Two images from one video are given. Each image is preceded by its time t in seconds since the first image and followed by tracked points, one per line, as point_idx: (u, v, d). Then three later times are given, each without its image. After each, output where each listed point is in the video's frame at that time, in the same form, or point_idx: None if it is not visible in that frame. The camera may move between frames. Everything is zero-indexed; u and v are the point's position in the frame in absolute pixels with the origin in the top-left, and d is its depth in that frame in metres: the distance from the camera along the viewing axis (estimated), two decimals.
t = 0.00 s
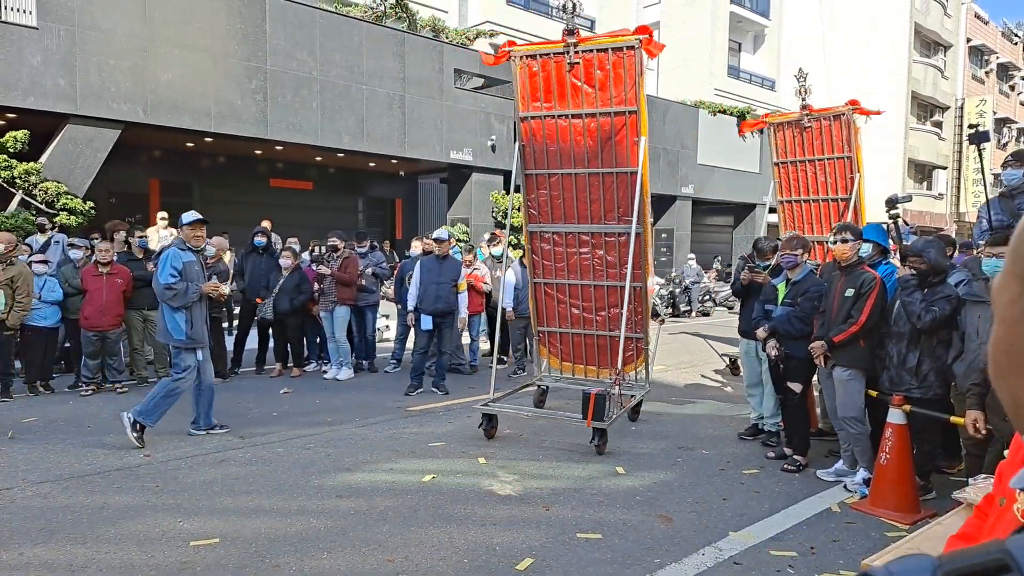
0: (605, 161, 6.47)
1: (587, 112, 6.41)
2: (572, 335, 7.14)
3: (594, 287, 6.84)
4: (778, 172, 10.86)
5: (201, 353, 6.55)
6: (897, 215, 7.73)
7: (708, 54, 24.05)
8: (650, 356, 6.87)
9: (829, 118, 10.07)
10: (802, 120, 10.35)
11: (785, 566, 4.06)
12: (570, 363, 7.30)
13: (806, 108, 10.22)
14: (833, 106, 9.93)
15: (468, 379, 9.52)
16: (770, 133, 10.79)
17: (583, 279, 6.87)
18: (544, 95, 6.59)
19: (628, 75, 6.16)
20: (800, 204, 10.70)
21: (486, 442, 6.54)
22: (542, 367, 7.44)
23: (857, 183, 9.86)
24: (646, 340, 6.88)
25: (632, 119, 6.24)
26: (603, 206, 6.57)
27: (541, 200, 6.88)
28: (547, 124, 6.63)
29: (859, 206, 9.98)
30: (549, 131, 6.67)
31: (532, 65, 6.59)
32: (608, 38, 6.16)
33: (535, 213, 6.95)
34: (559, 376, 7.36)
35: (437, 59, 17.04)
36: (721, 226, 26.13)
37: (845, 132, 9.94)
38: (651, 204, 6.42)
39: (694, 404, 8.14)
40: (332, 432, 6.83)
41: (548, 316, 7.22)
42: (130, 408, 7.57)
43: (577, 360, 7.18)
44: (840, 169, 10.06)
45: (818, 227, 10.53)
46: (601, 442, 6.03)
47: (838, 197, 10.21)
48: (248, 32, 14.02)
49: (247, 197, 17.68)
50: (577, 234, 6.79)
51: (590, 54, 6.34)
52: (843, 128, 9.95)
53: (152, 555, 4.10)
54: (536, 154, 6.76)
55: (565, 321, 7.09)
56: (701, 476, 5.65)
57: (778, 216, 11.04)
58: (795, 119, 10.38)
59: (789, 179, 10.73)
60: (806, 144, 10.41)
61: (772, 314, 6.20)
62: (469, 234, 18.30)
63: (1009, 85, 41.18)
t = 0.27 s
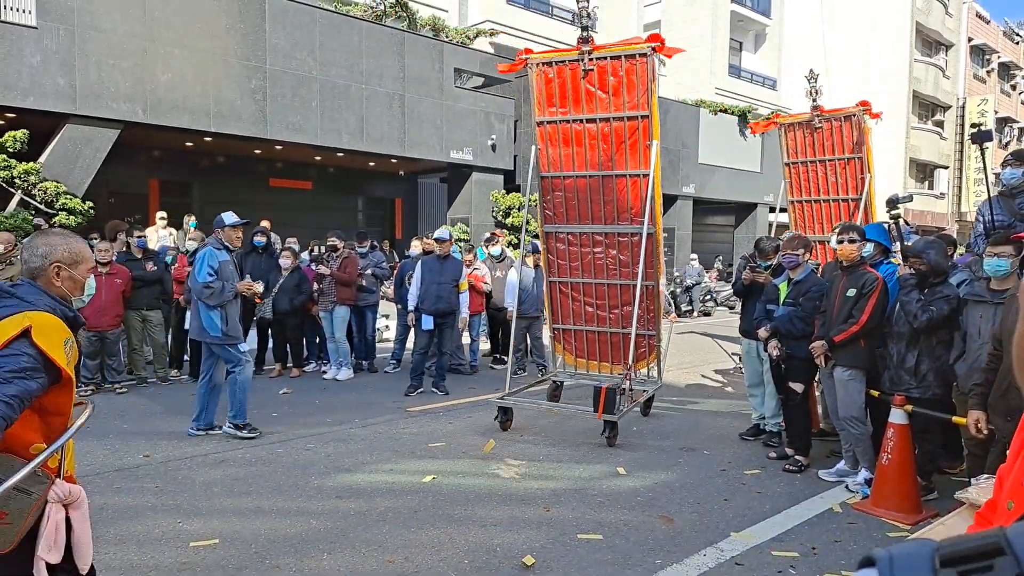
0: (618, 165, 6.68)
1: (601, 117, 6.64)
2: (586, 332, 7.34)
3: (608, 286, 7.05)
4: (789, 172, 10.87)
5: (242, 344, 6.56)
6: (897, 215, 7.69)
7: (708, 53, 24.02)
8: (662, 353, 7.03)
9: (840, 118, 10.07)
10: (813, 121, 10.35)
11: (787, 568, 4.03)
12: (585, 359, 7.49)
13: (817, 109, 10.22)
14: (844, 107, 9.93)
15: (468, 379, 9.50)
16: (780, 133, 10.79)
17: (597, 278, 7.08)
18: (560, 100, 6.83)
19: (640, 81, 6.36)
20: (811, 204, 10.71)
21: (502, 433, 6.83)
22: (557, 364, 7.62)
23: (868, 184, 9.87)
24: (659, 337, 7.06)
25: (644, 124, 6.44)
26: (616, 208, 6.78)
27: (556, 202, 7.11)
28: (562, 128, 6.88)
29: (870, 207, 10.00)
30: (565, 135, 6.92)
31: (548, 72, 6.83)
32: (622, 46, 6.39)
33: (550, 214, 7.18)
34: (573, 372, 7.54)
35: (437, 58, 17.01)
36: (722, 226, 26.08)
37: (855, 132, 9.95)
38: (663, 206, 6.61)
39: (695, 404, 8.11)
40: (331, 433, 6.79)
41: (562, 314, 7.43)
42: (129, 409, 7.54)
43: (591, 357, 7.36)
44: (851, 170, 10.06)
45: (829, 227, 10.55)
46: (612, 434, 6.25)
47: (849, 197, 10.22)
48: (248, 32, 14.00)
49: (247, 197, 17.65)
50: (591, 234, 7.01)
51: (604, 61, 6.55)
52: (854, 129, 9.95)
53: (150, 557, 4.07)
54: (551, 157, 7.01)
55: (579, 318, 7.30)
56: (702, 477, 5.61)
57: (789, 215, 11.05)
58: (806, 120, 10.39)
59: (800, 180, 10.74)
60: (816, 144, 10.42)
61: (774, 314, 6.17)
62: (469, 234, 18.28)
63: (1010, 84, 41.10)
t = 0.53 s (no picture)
0: (626, 169, 6.94)
1: (609, 123, 6.93)
2: (595, 332, 7.49)
3: (616, 287, 7.21)
4: (798, 175, 10.95)
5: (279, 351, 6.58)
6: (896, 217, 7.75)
7: (707, 55, 24.06)
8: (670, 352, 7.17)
9: (848, 121, 10.16)
10: (821, 124, 10.45)
11: (787, 569, 4.03)
12: (594, 358, 7.64)
13: (825, 112, 10.32)
14: (852, 110, 10.02)
15: (468, 380, 9.50)
16: (789, 137, 10.89)
17: (606, 279, 7.25)
18: (569, 107, 7.12)
19: (646, 88, 6.66)
20: (820, 207, 10.78)
21: (513, 428, 7.11)
22: (568, 363, 7.78)
23: (875, 186, 9.94)
24: (667, 336, 7.20)
25: (651, 129, 6.73)
26: (624, 210, 7.00)
27: (566, 205, 7.34)
28: (573, 134, 7.16)
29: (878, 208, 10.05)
30: (575, 141, 7.21)
31: (557, 80, 7.12)
32: (628, 55, 6.69)
33: (561, 216, 7.40)
34: (585, 369, 7.68)
35: (436, 60, 17.03)
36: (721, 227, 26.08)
37: (863, 136, 10.05)
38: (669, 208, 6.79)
39: (695, 405, 8.11)
40: (330, 434, 6.79)
41: (573, 313, 7.60)
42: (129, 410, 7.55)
43: (601, 356, 7.52)
44: (859, 172, 10.14)
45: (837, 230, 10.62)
46: (620, 429, 6.50)
47: (858, 199, 10.30)
48: (248, 33, 14.01)
49: (247, 198, 17.66)
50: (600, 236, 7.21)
51: (612, 70, 6.86)
52: (862, 131, 10.04)
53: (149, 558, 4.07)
54: (561, 162, 7.30)
55: (590, 318, 7.44)
56: (701, 478, 5.61)
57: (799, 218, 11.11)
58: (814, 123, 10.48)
59: (808, 182, 10.82)
60: (825, 147, 10.50)
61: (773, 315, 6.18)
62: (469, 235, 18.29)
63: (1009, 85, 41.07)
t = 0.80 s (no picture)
0: (636, 172, 7.11)
1: (619, 128, 7.09)
2: (606, 329, 7.69)
3: (626, 286, 7.39)
4: (809, 176, 11.00)
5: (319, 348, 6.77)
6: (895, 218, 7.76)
7: (707, 56, 24.07)
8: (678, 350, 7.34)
9: (858, 123, 10.16)
10: (832, 125, 10.46)
11: (786, 569, 4.03)
12: (605, 355, 7.82)
13: (836, 114, 10.34)
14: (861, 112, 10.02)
15: (467, 380, 9.49)
16: (801, 138, 10.94)
17: (617, 279, 7.43)
18: (581, 112, 7.29)
19: (655, 94, 6.80)
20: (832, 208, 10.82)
21: (526, 422, 7.36)
22: (579, 360, 8.00)
23: (885, 188, 9.94)
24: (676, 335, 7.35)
25: (660, 133, 6.88)
26: (635, 211, 7.18)
27: (578, 207, 7.52)
28: (584, 139, 7.33)
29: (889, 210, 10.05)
30: (587, 145, 7.38)
31: (569, 86, 7.30)
32: (638, 61, 6.84)
33: (573, 218, 7.59)
34: (596, 366, 7.87)
35: (436, 60, 17.03)
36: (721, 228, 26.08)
37: (873, 138, 10.04)
38: (677, 210, 6.96)
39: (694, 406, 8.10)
40: (330, 434, 6.79)
41: (585, 312, 7.78)
42: (129, 410, 7.55)
43: (611, 353, 7.72)
44: (870, 174, 10.14)
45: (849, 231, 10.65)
46: (627, 423, 6.68)
47: (868, 201, 10.30)
48: (248, 34, 14.01)
49: (247, 198, 17.66)
50: (611, 237, 7.40)
51: (622, 76, 7.01)
52: (872, 133, 10.04)
53: (150, 558, 4.08)
54: (572, 166, 7.47)
55: (600, 316, 7.64)
56: (700, 478, 5.62)
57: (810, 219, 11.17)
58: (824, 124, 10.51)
59: (820, 184, 10.86)
60: (836, 149, 10.53)
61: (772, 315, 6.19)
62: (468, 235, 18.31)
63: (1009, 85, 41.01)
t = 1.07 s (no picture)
0: (644, 174, 7.30)
1: (627, 132, 7.30)
2: (617, 328, 7.81)
3: (635, 286, 7.55)
4: (817, 176, 11.50)
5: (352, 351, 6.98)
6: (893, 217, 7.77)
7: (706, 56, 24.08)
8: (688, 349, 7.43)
9: (866, 124, 10.68)
10: (840, 127, 10.97)
11: (786, 569, 4.03)
12: (616, 354, 7.91)
13: (844, 116, 10.84)
14: (870, 114, 10.55)
15: (467, 380, 9.49)
16: (809, 139, 11.42)
17: (627, 279, 7.59)
18: (590, 117, 7.52)
19: (662, 99, 7.01)
20: (840, 206, 11.37)
21: (537, 417, 7.57)
22: (591, 357, 8.14)
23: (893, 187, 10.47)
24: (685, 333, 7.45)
25: (667, 137, 7.08)
26: (643, 212, 7.35)
27: (588, 208, 7.75)
28: (593, 142, 7.56)
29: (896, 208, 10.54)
30: (596, 148, 7.60)
31: (579, 91, 7.55)
32: (645, 68, 7.06)
33: (584, 220, 7.82)
34: (607, 364, 7.99)
35: (436, 61, 17.04)
36: (721, 228, 26.09)
37: (880, 138, 10.56)
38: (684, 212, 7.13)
39: (695, 406, 8.11)
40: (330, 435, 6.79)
41: (595, 311, 7.92)
42: (129, 410, 7.55)
43: (622, 353, 7.83)
44: (878, 173, 10.70)
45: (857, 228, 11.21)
46: (635, 418, 6.89)
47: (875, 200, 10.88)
48: (248, 34, 14.02)
49: (247, 199, 17.67)
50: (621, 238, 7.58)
51: (630, 82, 7.24)
52: (878, 134, 10.57)
53: (149, 559, 4.08)
54: (582, 169, 7.70)
55: (610, 314, 7.78)
56: (700, 479, 5.62)
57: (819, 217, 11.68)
58: (833, 126, 11.00)
59: (829, 184, 11.38)
60: (844, 150, 11.04)
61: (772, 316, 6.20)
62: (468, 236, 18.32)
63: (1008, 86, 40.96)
